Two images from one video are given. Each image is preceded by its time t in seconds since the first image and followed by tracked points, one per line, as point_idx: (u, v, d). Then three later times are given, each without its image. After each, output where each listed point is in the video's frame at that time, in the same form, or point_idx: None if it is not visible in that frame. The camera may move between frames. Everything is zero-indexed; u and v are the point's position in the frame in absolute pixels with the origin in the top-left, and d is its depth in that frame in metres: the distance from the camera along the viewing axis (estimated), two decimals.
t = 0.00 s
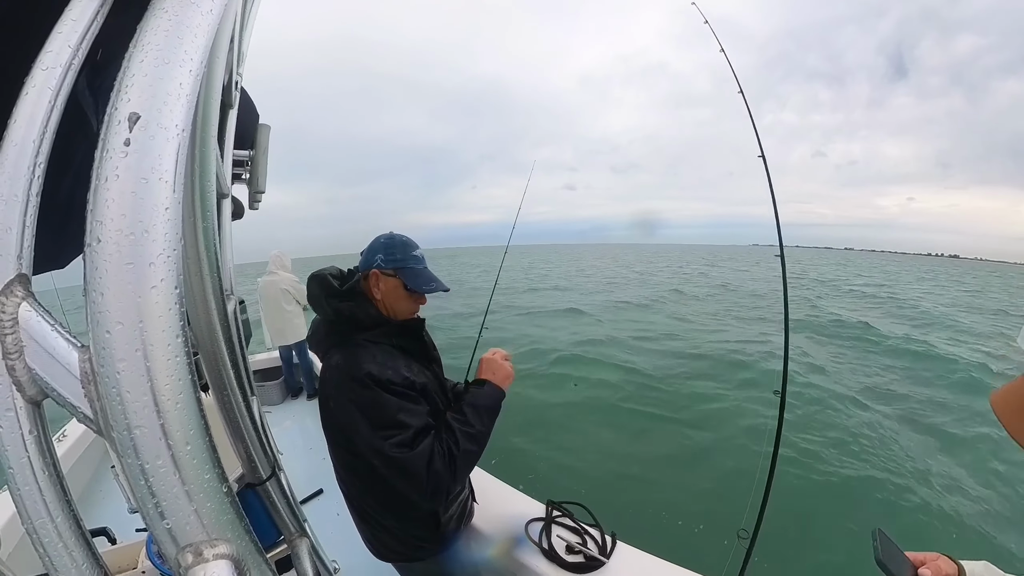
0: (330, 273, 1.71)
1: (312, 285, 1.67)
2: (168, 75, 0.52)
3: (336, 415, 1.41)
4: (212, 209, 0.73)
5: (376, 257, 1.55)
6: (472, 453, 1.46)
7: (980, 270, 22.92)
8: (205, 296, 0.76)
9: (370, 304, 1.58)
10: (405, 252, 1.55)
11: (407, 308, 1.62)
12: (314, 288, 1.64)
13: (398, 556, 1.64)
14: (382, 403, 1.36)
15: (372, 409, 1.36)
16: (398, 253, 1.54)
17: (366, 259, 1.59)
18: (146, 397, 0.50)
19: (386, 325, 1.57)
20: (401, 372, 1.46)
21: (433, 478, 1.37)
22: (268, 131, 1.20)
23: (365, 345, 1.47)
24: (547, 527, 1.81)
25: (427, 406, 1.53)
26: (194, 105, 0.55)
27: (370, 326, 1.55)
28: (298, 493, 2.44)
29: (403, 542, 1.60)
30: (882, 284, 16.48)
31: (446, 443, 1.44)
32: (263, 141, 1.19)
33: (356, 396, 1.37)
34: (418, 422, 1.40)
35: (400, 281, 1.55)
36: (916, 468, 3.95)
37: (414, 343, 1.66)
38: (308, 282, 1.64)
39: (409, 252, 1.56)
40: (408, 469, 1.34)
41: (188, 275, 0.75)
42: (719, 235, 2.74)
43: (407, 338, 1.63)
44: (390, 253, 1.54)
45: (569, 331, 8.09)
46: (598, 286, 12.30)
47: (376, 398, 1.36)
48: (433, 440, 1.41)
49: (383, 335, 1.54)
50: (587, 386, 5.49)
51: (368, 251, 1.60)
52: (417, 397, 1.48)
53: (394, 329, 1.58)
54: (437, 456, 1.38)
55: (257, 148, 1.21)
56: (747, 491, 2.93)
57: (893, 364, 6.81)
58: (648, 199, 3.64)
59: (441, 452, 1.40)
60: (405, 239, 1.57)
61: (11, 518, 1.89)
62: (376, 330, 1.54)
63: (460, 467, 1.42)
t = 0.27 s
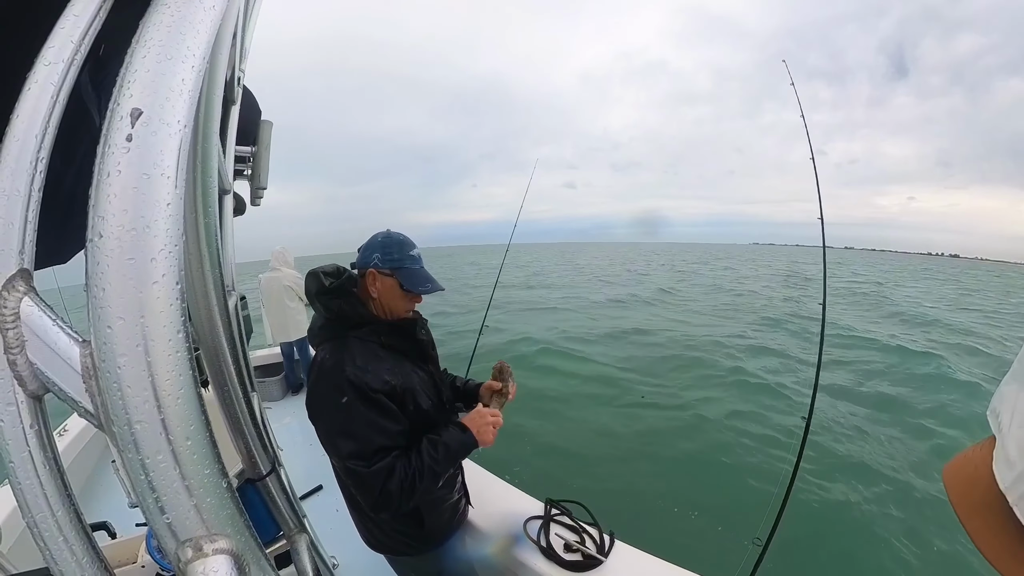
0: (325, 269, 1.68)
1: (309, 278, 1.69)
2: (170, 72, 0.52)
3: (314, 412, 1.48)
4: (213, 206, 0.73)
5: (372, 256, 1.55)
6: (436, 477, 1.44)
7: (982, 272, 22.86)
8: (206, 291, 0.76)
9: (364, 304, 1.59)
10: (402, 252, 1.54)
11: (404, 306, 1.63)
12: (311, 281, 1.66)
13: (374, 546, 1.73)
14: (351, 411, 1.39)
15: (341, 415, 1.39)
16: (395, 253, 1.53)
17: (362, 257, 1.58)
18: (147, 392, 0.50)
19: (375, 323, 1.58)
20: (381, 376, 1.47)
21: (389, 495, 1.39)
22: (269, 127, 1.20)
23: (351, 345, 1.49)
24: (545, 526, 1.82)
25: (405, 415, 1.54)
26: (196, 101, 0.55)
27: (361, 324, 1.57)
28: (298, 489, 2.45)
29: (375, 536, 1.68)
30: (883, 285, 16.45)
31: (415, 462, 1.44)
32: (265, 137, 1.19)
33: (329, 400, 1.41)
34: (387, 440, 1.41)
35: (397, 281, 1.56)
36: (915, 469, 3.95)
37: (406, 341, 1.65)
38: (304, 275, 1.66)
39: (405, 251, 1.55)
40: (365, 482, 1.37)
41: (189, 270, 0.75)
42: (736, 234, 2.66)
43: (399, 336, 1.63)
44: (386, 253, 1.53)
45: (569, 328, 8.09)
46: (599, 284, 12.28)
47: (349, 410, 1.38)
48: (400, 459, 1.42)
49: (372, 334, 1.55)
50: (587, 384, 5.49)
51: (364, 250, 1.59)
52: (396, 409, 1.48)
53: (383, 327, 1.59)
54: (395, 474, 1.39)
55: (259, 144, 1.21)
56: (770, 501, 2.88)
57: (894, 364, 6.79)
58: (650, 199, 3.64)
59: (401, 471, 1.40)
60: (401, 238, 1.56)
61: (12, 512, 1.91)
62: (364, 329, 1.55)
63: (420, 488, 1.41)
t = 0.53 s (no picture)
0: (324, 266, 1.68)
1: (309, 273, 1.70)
2: (171, 70, 0.52)
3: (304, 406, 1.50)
4: (215, 204, 0.73)
5: (372, 256, 1.54)
6: (420, 484, 1.44)
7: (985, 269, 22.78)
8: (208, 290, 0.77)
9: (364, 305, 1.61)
10: (402, 253, 1.53)
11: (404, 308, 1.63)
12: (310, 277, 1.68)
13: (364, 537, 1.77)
14: (336, 411, 1.40)
15: (326, 415, 1.40)
16: (395, 254, 1.52)
17: (362, 256, 1.58)
18: (150, 389, 0.51)
19: (371, 323, 1.59)
20: (371, 376, 1.46)
21: (370, 498, 1.40)
22: (270, 125, 1.20)
23: (342, 343, 1.50)
24: (546, 522, 1.82)
25: (395, 417, 1.54)
26: (197, 100, 0.55)
27: (358, 322, 1.59)
28: (300, 486, 2.46)
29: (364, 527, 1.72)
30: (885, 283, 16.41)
31: (402, 467, 1.44)
32: (267, 135, 1.19)
33: (316, 398, 1.42)
34: (373, 443, 1.42)
35: (396, 282, 1.56)
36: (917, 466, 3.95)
37: (401, 342, 1.65)
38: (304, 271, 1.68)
39: (405, 252, 1.54)
40: (347, 482, 1.39)
41: (191, 268, 0.75)
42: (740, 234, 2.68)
43: (396, 336, 1.64)
44: (387, 254, 1.52)
45: (571, 326, 8.10)
46: (600, 282, 12.27)
47: (335, 410, 1.39)
48: (385, 462, 1.42)
49: (367, 332, 1.56)
50: (589, 381, 5.50)
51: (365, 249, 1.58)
52: (385, 412, 1.48)
53: (378, 326, 1.60)
54: (377, 478, 1.40)
55: (260, 142, 1.21)
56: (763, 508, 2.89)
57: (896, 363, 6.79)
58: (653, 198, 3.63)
59: (383, 476, 1.41)
60: (402, 239, 1.55)
61: (17, 509, 1.92)
62: (359, 329, 1.56)
63: (401, 494, 1.42)
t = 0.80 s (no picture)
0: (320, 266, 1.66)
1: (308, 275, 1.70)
2: (170, 72, 0.52)
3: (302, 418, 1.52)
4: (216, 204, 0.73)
5: (369, 255, 1.53)
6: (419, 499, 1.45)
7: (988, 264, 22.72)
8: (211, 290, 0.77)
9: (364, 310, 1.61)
10: (399, 252, 1.52)
11: (403, 311, 1.61)
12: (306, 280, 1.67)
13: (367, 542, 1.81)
14: (332, 427, 1.41)
15: (323, 431, 1.42)
16: (392, 253, 1.51)
17: (360, 256, 1.57)
18: (155, 391, 0.51)
19: (370, 330, 1.58)
20: (366, 390, 1.47)
21: (369, 513, 1.42)
22: (270, 126, 1.20)
23: (337, 354, 1.50)
24: (551, 517, 1.83)
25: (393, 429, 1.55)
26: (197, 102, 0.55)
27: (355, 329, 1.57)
28: (305, 485, 2.48)
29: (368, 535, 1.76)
30: (887, 279, 16.39)
31: (402, 482, 1.46)
32: (266, 136, 1.19)
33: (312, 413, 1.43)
34: (371, 459, 1.43)
35: (393, 282, 1.53)
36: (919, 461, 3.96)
37: (403, 351, 1.62)
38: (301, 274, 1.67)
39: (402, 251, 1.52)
40: (346, 498, 1.41)
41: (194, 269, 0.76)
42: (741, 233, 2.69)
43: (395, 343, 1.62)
44: (383, 253, 1.52)
45: (572, 324, 8.12)
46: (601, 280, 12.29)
47: (331, 425, 1.41)
48: (384, 478, 1.44)
49: (363, 340, 1.56)
50: (591, 378, 5.51)
51: (363, 249, 1.58)
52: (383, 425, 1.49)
53: (376, 333, 1.58)
54: (375, 494, 1.41)
55: (260, 143, 1.21)
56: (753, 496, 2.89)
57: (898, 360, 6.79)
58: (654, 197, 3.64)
59: (382, 492, 1.42)
60: (399, 237, 1.54)
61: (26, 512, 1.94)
62: (358, 335, 1.56)
63: (400, 509, 1.43)
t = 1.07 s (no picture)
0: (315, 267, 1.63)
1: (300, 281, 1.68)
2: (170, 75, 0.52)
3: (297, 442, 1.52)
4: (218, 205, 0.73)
5: (361, 257, 1.51)
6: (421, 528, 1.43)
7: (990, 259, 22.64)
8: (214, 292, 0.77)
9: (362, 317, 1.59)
10: (392, 254, 1.49)
11: (397, 318, 1.58)
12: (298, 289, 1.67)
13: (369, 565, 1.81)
14: (326, 452, 1.41)
15: (317, 457, 1.41)
16: (385, 255, 1.49)
17: (352, 257, 1.54)
18: (161, 394, 0.51)
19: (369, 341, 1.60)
20: (360, 413, 1.46)
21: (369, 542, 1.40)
22: (269, 127, 1.20)
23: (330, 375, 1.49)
24: (555, 514, 1.84)
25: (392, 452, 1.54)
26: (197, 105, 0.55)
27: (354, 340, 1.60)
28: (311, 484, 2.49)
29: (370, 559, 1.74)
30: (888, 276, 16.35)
31: (403, 510, 1.44)
32: (266, 137, 1.19)
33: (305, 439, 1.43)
34: (369, 486, 1.42)
35: (386, 288, 1.51)
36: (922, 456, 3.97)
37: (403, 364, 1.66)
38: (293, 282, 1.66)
39: (395, 253, 1.49)
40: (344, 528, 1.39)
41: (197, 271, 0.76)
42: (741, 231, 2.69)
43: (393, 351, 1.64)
44: (375, 255, 1.49)
45: (573, 322, 8.13)
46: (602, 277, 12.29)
47: (324, 452, 1.41)
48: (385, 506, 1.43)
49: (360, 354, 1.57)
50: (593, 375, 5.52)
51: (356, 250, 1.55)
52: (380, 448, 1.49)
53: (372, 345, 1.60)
54: (374, 523, 1.40)
55: (260, 144, 1.21)
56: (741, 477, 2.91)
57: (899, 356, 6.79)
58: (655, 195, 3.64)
59: (382, 521, 1.40)
60: (391, 237, 1.50)
61: (34, 515, 1.96)
62: (357, 348, 1.58)
63: (400, 539, 1.41)
